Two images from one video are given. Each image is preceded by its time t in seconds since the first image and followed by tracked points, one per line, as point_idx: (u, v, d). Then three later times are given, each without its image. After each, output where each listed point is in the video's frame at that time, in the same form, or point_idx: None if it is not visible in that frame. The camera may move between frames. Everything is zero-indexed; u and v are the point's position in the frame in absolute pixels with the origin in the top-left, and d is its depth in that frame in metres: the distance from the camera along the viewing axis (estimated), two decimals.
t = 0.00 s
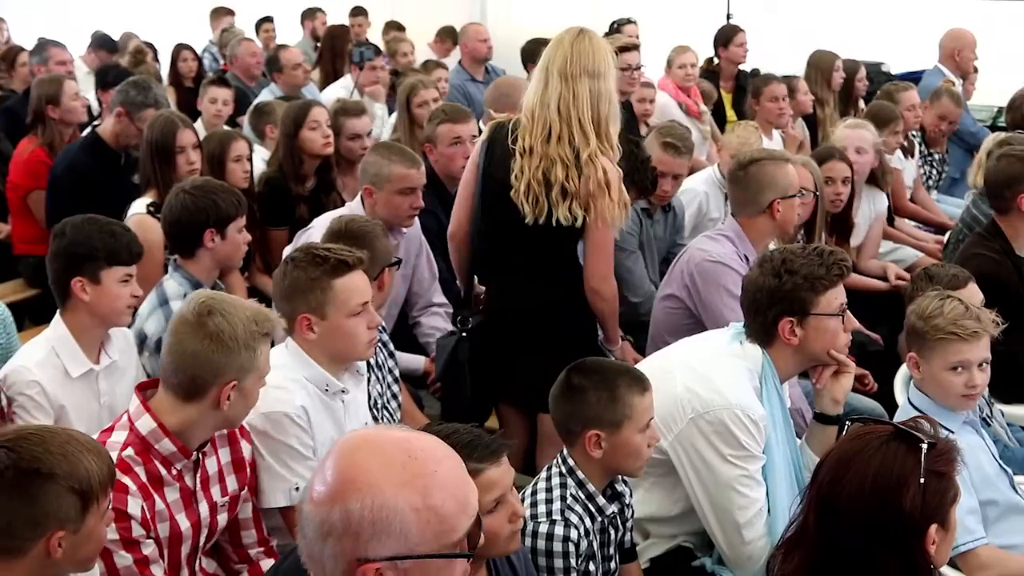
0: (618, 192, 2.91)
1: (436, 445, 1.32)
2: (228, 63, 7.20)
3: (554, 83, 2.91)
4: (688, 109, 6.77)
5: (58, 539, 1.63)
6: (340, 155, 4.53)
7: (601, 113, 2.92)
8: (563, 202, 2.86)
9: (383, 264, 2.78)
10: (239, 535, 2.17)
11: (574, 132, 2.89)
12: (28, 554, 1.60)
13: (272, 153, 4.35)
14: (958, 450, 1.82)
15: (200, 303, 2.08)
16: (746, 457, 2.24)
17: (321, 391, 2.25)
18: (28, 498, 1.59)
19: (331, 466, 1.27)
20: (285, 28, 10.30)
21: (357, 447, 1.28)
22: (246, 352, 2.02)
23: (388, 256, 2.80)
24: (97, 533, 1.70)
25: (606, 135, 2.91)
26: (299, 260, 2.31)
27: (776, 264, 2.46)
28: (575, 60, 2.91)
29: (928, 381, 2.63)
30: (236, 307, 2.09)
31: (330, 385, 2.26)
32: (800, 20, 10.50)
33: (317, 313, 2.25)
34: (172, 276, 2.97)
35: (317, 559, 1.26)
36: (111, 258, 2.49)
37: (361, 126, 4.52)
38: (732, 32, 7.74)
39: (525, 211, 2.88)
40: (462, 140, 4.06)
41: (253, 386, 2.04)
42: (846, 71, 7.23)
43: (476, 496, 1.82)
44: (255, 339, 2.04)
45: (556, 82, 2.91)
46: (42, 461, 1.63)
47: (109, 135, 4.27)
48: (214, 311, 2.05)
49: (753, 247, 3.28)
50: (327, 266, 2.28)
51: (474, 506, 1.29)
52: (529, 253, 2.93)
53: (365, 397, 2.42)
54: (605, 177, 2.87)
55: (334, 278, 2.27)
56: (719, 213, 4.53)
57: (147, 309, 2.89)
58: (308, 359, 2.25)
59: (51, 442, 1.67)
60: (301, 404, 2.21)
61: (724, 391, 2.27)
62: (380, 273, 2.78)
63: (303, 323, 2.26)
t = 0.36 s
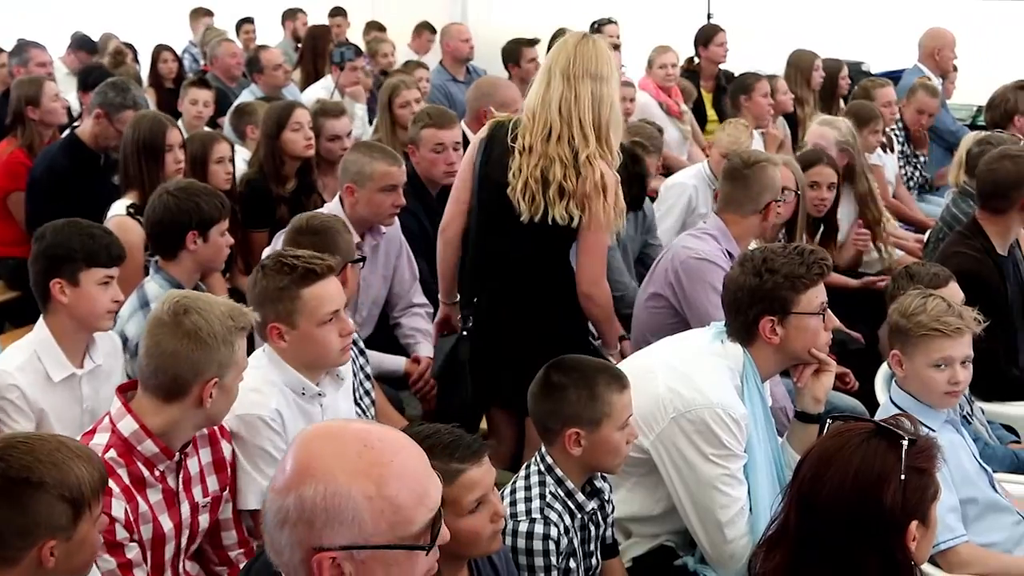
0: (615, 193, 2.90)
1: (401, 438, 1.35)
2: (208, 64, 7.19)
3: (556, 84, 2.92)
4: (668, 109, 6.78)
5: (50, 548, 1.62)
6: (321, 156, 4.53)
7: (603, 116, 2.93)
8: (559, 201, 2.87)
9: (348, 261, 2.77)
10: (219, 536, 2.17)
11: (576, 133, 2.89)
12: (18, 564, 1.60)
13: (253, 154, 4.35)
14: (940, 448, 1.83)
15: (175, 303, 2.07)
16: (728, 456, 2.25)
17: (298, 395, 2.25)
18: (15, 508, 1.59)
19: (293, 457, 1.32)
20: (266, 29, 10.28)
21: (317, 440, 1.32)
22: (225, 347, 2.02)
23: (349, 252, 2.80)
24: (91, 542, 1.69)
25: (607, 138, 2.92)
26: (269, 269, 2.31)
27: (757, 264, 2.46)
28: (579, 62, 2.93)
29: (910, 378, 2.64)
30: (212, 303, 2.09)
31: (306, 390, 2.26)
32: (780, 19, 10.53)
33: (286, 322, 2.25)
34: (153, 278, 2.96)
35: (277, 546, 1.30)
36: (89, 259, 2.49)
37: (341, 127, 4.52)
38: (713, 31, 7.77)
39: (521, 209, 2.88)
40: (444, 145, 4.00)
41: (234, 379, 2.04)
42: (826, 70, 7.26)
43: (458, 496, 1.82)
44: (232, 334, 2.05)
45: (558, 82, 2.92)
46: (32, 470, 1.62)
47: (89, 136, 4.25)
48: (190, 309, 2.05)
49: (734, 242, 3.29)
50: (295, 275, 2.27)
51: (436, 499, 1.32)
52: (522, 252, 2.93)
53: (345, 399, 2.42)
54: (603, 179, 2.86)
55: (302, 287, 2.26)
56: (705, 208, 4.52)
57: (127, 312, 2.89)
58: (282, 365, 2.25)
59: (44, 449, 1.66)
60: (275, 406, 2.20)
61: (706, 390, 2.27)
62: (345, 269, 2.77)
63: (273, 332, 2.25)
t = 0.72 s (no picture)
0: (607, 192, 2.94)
1: (382, 439, 1.35)
2: (187, 64, 7.17)
3: (553, 87, 2.96)
4: (648, 109, 6.80)
5: (30, 551, 1.62)
6: (299, 157, 4.52)
7: (598, 119, 2.97)
8: (548, 196, 2.90)
9: (331, 263, 2.75)
10: (198, 537, 2.16)
11: (571, 132, 2.93)
12: None
13: (232, 155, 4.34)
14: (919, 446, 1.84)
15: (163, 306, 2.07)
16: (708, 456, 2.25)
17: (275, 396, 2.25)
18: None
19: (272, 454, 1.33)
20: (244, 29, 10.26)
21: (296, 438, 1.33)
22: (212, 349, 2.03)
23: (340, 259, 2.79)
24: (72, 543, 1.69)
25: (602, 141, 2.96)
26: (242, 269, 2.32)
27: (735, 262, 2.47)
28: (575, 65, 2.96)
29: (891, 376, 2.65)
30: (197, 305, 2.10)
31: (283, 391, 2.27)
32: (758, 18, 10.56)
33: (260, 323, 2.25)
34: (131, 280, 2.95)
35: (253, 541, 1.32)
36: (71, 260, 2.48)
37: (320, 128, 4.52)
38: (690, 31, 7.79)
39: (509, 201, 2.91)
40: (419, 150, 4.02)
41: (219, 380, 2.06)
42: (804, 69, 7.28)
43: (438, 496, 1.82)
44: (218, 336, 2.06)
45: (555, 85, 2.96)
46: (12, 472, 1.62)
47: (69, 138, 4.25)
48: (177, 311, 2.06)
49: (713, 241, 3.29)
50: (268, 276, 2.28)
51: (414, 500, 1.32)
52: (513, 243, 2.95)
53: (320, 399, 2.43)
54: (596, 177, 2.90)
55: (275, 287, 2.27)
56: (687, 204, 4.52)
57: (105, 315, 2.88)
58: (258, 367, 2.26)
59: (23, 452, 1.66)
60: (252, 410, 2.21)
61: (685, 389, 2.27)
62: (328, 273, 2.75)
63: (246, 332, 2.26)
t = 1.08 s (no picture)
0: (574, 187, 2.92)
1: (371, 447, 1.36)
2: (160, 66, 7.14)
3: (520, 83, 2.95)
4: (621, 109, 6.81)
5: (7, 557, 1.62)
6: (273, 158, 4.51)
7: (568, 112, 2.95)
8: (507, 198, 2.93)
9: (326, 274, 2.72)
10: (175, 541, 2.15)
11: (536, 131, 2.93)
12: None
13: (207, 156, 4.33)
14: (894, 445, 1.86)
15: (130, 307, 2.06)
16: (683, 455, 2.26)
17: (249, 398, 2.24)
18: None
19: (264, 457, 1.32)
20: (216, 30, 10.22)
21: (288, 445, 1.32)
22: (173, 356, 2.00)
23: (336, 268, 2.76)
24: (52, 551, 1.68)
25: (572, 137, 2.93)
26: (218, 269, 2.31)
27: (709, 262, 2.47)
28: (541, 61, 2.95)
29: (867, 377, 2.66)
30: (166, 311, 2.07)
31: (257, 392, 2.25)
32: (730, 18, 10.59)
33: (235, 324, 2.24)
34: (103, 283, 2.94)
35: (237, 540, 1.31)
36: (48, 261, 2.45)
37: (293, 129, 4.51)
38: (662, 30, 7.80)
39: (472, 204, 2.98)
40: (393, 153, 4.03)
41: (188, 392, 2.02)
42: (776, 69, 7.30)
43: (416, 497, 1.82)
44: (181, 343, 2.02)
45: (519, 83, 2.95)
46: None
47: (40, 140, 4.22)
48: (138, 313, 2.04)
49: (687, 242, 3.30)
50: (244, 277, 2.26)
51: (401, 515, 1.32)
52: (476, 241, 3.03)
53: (295, 403, 2.41)
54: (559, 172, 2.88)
55: (251, 288, 2.25)
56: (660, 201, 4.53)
57: (77, 318, 2.86)
58: (232, 368, 2.24)
59: None
60: (227, 413, 2.20)
61: (659, 388, 2.28)
62: (322, 283, 2.72)
63: (222, 334, 2.24)
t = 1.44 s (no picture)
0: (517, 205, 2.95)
1: (368, 460, 1.35)
2: (137, 68, 7.12)
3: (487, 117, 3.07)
4: (600, 109, 6.81)
5: None
6: (250, 160, 4.50)
7: (536, 133, 3.03)
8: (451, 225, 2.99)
9: (315, 280, 2.70)
10: (153, 544, 2.15)
11: (498, 146, 3.01)
12: None
13: (184, 158, 4.32)
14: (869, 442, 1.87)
15: (96, 312, 2.04)
16: (662, 453, 2.26)
17: (230, 401, 2.24)
18: None
19: (259, 466, 1.32)
20: (194, 30, 10.19)
21: (286, 452, 1.32)
22: (139, 361, 1.98)
23: (325, 272, 2.73)
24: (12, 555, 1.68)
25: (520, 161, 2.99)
26: (201, 270, 2.29)
27: (688, 261, 2.48)
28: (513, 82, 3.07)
29: (849, 374, 2.67)
30: (133, 314, 2.04)
31: (238, 395, 2.25)
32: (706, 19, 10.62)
33: (218, 324, 2.23)
34: (79, 285, 2.94)
35: (228, 546, 1.31)
36: (30, 265, 2.45)
37: (271, 130, 4.50)
38: (638, 31, 7.82)
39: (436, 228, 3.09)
40: (371, 154, 4.03)
41: (159, 396, 2.01)
42: (754, 68, 7.32)
43: (402, 500, 1.81)
44: (148, 348, 2.00)
45: (493, 100, 3.07)
46: None
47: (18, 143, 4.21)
48: (103, 320, 2.02)
49: (666, 242, 3.29)
50: (226, 277, 2.25)
51: (393, 532, 1.32)
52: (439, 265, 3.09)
53: (276, 407, 2.40)
54: (502, 192, 2.91)
55: (233, 290, 2.24)
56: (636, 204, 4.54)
57: (53, 320, 2.85)
58: (213, 370, 2.24)
59: None
60: (207, 415, 2.19)
61: (637, 387, 2.28)
62: (313, 288, 2.70)
63: (203, 334, 2.24)
